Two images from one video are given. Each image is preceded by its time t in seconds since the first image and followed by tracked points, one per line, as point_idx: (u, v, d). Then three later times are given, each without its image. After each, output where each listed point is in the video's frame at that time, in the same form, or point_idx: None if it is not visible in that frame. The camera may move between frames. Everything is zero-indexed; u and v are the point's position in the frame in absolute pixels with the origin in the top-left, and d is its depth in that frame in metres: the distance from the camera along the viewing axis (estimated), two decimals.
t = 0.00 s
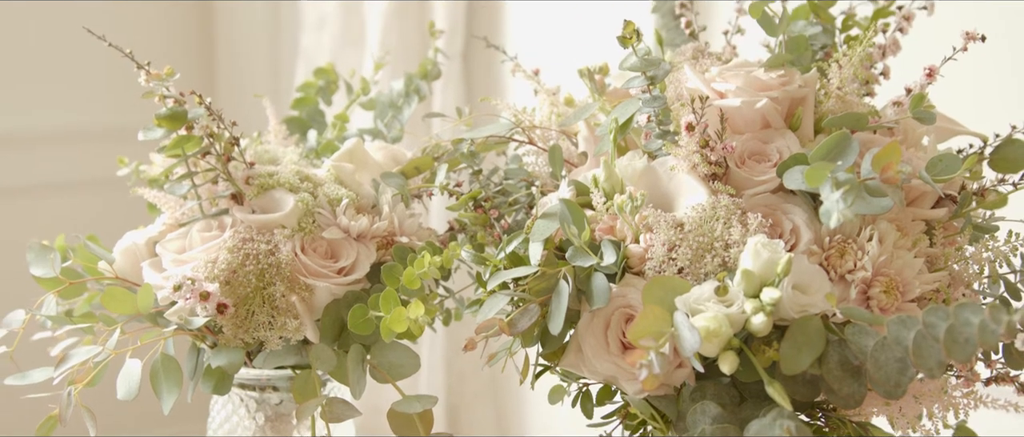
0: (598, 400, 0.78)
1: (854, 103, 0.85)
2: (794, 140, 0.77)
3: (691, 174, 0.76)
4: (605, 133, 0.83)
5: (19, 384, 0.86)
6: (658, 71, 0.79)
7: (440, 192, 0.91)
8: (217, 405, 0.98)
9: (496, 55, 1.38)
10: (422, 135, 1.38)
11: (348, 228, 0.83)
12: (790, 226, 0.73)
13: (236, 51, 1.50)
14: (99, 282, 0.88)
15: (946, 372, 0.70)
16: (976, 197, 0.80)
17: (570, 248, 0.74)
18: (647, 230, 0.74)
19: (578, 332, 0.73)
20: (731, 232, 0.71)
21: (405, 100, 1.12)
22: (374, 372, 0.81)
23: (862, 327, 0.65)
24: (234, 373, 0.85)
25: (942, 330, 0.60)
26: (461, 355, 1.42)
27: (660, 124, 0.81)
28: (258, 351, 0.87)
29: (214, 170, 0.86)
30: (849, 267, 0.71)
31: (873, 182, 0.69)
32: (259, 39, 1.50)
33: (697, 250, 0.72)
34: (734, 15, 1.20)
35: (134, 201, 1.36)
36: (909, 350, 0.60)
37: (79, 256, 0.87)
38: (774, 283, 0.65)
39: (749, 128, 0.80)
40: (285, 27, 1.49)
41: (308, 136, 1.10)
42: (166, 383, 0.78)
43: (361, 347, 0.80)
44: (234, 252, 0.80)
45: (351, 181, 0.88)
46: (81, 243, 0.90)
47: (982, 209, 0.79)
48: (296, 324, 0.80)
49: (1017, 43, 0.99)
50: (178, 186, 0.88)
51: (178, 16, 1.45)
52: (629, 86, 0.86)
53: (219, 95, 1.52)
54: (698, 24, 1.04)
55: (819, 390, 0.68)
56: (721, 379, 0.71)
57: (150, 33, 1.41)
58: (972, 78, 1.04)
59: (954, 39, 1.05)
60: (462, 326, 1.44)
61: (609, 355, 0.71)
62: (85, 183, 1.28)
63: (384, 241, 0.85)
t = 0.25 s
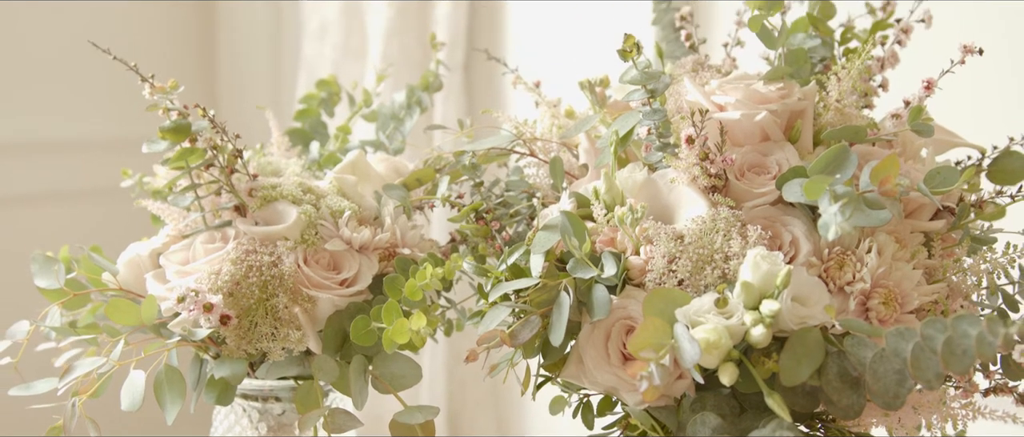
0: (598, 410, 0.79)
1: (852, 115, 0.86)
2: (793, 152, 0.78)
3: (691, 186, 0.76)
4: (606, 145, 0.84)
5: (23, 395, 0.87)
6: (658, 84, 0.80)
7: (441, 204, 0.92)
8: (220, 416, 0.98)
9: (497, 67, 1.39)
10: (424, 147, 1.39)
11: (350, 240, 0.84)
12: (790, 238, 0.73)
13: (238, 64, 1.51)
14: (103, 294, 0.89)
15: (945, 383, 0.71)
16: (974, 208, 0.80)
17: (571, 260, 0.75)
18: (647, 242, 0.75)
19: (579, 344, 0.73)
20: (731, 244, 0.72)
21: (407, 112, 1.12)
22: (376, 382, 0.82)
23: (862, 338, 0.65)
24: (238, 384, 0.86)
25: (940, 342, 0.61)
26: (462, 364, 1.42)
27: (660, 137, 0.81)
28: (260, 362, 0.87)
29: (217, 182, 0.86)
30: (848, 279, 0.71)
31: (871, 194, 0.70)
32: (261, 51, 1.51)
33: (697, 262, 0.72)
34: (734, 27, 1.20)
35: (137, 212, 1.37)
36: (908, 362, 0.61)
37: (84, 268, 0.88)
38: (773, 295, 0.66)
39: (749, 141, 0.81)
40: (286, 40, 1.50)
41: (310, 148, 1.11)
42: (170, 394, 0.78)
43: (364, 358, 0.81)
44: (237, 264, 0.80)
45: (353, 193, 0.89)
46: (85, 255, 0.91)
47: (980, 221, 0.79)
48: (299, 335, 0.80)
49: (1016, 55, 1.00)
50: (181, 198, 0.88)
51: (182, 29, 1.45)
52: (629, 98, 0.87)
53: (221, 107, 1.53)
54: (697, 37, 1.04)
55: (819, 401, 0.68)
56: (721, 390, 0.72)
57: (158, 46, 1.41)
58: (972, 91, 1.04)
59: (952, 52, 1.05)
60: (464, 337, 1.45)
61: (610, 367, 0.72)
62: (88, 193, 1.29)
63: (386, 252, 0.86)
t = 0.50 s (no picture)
0: (598, 421, 0.79)
1: (851, 126, 0.86)
2: (791, 164, 0.79)
3: (691, 198, 0.77)
4: (606, 157, 0.84)
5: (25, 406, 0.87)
6: (657, 96, 0.81)
7: (442, 215, 0.92)
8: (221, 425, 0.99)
9: (497, 78, 1.40)
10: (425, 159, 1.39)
11: (352, 251, 0.84)
12: (788, 249, 0.74)
13: (238, 72, 1.52)
14: (106, 304, 0.89)
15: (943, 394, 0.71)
16: (972, 219, 0.81)
17: (571, 271, 0.75)
18: (647, 253, 0.75)
19: (579, 354, 0.74)
20: (729, 256, 0.73)
21: (408, 123, 1.13)
22: (377, 393, 0.82)
23: (858, 349, 0.67)
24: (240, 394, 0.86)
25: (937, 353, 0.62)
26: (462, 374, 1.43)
27: (659, 150, 0.82)
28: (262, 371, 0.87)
29: (220, 193, 0.87)
30: (846, 291, 0.72)
31: (869, 206, 0.70)
32: (262, 60, 1.52)
33: (697, 274, 0.73)
34: (733, 38, 1.21)
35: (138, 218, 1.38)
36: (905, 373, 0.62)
37: (86, 278, 0.89)
38: (772, 306, 0.66)
39: (747, 153, 0.81)
40: (286, 48, 1.52)
41: (312, 159, 1.11)
42: (173, 404, 0.79)
43: (365, 368, 0.81)
44: (240, 274, 0.81)
45: (354, 204, 0.89)
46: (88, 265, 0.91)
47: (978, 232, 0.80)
48: (301, 346, 0.81)
49: (1012, 77, 1.01)
50: (184, 209, 0.88)
51: (185, 35, 1.46)
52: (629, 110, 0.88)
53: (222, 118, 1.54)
54: (696, 48, 1.04)
55: (818, 411, 0.69)
56: (721, 400, 0.72)
57: (159, 51, 1.42)
58: (972, 107, 1.05)
59: (949, 65, 1.06)
60: (465, 347, 1.45)
61: (610, 377, 0.72)
62: (89, 200, 1.30)
63: (388, 263, 0.87)
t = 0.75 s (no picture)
0: (600, 429, 0.80)
1: (850, 136, 0.87)
2: (792, 173, 0.79)
3: (691, 207, 0.78)
4: (607, 166, 0.85)
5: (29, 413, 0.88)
6: (658, 106, 0.81)
7: (444, 223, 0.93)
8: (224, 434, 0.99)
9: (499, 87, 1.41)
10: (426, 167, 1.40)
11: (354, 259, 0.85)
12: (789, 258, 0.74)
13: (238, 73, 1.53)
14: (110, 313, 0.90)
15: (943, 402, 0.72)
16: (972, 228, 0.81)
17: (573, 280, 0.76)
18: (648, 262, 0.76)
19: (581, 363, 0.74)
20: (730, 265, 0.73)
21: (410, 131, 1.14)
22: (380, 401, 0.83)
23: (859, 358, 0.67)
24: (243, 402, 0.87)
25: (936, 362, 0.62)
26: (463, 381, 1.42)
27: (660, 159, 0.82)
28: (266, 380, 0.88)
29: (223, 202, 0.87)
30: (846, 300, 0.72)
31: (868, 215, 0.71)
32: (263, 62, 1.52)
33: (697, 283, 0.73)
34: (734, 47, 1.22)
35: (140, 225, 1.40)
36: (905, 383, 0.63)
37: (90, 287, 0.89)
38: (772, 316, 0.67)
39: (748, 163, 0.82)
40: (287, 48, 1.51)
41: (315, 168, 1.12)
42: (177, 412, 0.79)
43: (368, 377, 0.82)
44: (243, 283, 0.81)
45: (357, 213, 0.90)
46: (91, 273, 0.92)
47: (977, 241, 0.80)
48: (304, 354, 0.82)
49: (1011, 80, 1.01)
50: (188, 217, 0.89)
51: (184, 32, 1.47)
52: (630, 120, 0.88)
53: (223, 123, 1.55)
54: (697, 57, 1.05)
55: (818, 420, 0.69)
56: (721, 409, 0.72)
57: (158, 51, 1.43)
58: (973, 122, 1.05)
59: (950, 75, 1.07)
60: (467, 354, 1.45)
61: (612, 386, 0.73)
62: (91, 208, 1.32)
63: (389, 272, 0.87)
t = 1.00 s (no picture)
0: None
1: (851, 148, 0.87)
2: (793, 185, 0.79)
3: (693, 219, 0.78)
4: (608, 178, 0.86)
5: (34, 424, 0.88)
6: (660, 118, 0.82)
7: (447, 235, 0.93)
8: None
9: (500, 98, 1.42)
10: (429, 179, 1.41)
11: (358, 270, 0.86)
12: (789, 270, 0.75)
13: (241, 73, 1.53)
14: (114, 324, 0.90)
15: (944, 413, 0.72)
16: (972, 240, 0.82)
17: (575, 292, 0.76)
18: (650, 273, 0.76)
19: (583, 374, 0.75)
20: (731, 276, 0.73)
21: (413, 142, 1.14)
22: (383, 411, 0.83)
23: (860, 370, 0.67)
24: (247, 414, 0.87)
25: (937, 374, 0.63)
26: (465, 393, 1.42)
27: (661, 171, 0.82)
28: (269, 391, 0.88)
29: (226, 213, 0.87)
30: (847, 311, 0.72)
31: (869, 228, 0.71)
32: (265, 65, 1.53)
33: (698, 295, 0.74)
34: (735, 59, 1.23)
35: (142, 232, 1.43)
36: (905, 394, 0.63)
37: (95, 299, 0.90)
38: (773, 327, 0.67)
39: (749, 174, 0.82)
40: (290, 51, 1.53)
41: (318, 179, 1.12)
42: (181, 423, 0.80)
43: (371, 387, 0.83)
44: (247, 295, 0.82)
45: (360, 224, 0.90)
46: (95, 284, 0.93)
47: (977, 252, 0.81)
48: (308, 365, 0.82)
49: (1011, 85, 1.02)
50: (192, 229, 0.90)
51: (184, 29, 1.48)
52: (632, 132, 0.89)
53: (226, 128, 1.56)
54: (698, 69, 1.06)
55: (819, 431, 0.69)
56: (722, 420, 0.73)
57: (160, 49, 1.44)
58: (973, 135, 1.06)
59: (949, 87, 1.07)
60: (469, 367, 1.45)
61: (613, 397, 0.73)
62: (92, 216, 1.34)
63: (393, 283, 0.88)
